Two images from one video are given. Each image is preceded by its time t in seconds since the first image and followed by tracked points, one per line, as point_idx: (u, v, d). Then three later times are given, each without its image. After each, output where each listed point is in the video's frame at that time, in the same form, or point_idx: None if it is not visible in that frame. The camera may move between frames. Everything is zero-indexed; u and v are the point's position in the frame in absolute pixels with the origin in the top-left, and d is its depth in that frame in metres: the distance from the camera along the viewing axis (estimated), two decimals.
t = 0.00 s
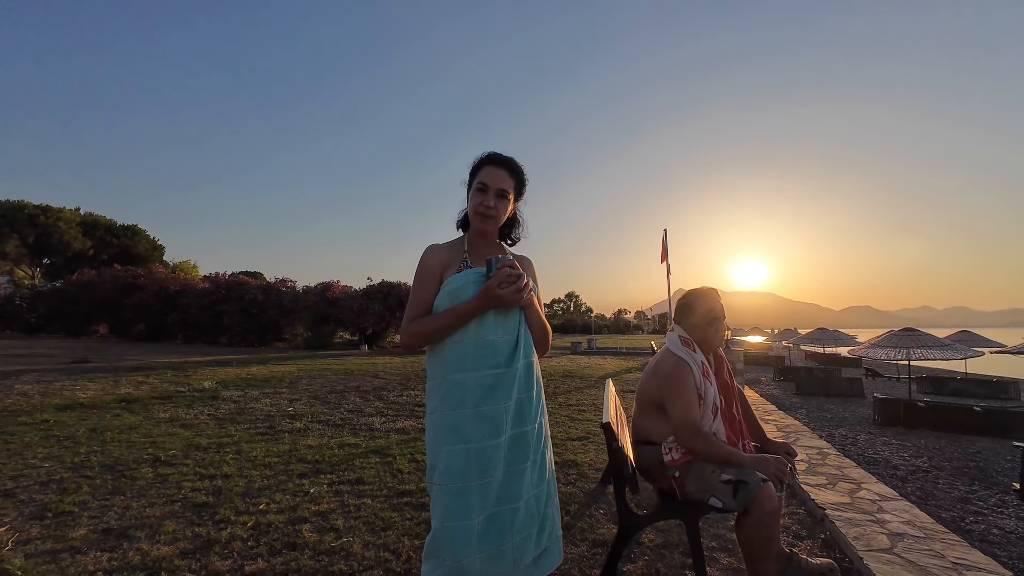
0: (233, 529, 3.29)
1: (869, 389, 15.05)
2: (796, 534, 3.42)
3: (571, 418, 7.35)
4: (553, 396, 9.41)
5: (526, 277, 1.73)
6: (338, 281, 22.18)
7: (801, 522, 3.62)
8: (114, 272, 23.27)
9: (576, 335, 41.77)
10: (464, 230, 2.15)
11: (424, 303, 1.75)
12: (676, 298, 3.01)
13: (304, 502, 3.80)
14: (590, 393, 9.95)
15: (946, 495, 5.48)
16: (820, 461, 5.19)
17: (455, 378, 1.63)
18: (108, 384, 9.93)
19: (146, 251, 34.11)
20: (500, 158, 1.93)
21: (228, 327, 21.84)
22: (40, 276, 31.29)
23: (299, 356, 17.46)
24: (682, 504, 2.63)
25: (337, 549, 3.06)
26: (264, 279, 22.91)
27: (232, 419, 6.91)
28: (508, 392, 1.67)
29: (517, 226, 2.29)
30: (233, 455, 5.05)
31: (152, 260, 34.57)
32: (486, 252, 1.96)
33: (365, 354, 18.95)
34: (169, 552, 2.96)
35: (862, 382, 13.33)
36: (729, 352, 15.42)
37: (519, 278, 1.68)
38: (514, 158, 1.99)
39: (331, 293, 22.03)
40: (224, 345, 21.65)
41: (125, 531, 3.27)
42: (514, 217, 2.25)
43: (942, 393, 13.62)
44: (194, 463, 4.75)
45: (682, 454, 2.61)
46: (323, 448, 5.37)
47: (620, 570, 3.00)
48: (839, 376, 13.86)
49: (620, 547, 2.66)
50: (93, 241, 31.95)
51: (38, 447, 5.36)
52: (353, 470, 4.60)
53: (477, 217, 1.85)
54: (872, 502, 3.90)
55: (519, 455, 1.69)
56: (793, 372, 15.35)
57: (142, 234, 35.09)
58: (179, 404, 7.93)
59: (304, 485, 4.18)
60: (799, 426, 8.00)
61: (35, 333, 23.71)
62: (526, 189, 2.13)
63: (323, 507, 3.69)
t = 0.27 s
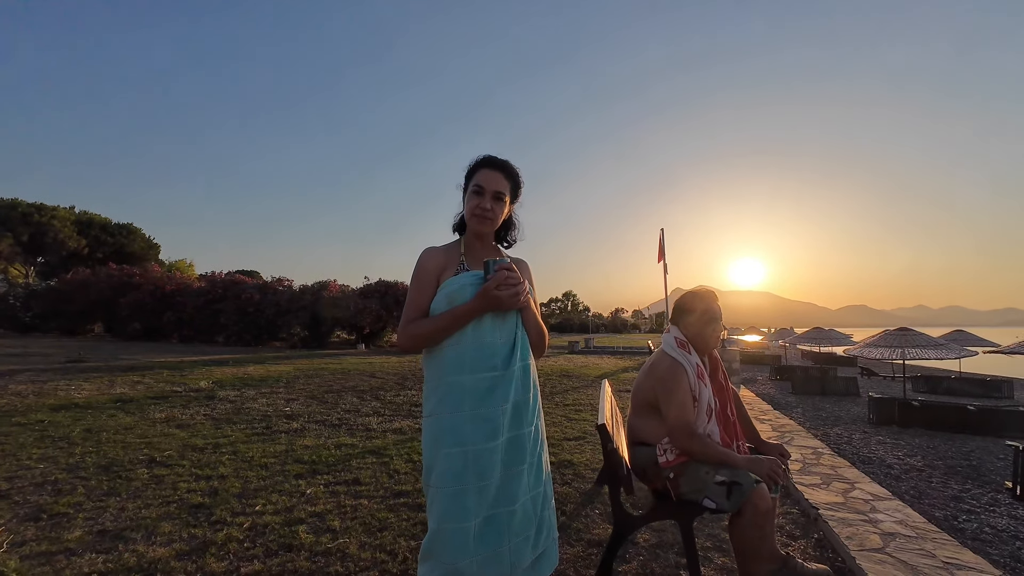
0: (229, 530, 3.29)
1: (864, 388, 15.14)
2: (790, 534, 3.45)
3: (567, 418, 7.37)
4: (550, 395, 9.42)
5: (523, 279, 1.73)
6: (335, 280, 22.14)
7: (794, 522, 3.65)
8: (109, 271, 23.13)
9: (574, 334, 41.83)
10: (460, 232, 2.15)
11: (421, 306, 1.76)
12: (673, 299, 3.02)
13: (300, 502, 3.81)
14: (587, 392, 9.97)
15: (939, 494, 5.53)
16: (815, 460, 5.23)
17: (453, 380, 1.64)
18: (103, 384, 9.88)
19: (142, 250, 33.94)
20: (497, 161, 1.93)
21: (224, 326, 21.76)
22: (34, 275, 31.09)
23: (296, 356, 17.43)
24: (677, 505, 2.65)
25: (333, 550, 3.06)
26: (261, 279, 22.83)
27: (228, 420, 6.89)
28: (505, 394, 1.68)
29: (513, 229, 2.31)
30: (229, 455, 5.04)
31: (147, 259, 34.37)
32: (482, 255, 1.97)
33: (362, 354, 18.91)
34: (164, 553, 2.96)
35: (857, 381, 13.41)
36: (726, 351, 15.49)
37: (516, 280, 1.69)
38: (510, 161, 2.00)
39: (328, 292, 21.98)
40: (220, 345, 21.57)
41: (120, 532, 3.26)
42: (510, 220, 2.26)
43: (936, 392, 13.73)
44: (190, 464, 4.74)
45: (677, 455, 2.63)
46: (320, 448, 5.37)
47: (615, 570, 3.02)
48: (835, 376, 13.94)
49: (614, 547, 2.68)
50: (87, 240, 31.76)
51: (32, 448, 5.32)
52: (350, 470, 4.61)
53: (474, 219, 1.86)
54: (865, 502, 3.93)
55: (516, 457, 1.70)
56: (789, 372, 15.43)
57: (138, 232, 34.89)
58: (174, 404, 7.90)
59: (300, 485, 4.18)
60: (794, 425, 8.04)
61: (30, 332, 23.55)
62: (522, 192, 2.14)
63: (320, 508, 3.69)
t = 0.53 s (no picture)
0: (225, 531, 3.29)
1: (859, 388, 15.22)
2: (784, 533, 3.48)
3: (564, 417, 7.39)
4: (547, 395, 9.45)
5: (518, 282, 1.74)
6: (332, 279, 22.10)
7: (788, 521, 3.68)
8: (104, 270, 23.03)
9: (571, 334, 41.91)
10: (456, 234, 2.16)
11: (417, 308, 1.77)
12: (670, 301, 3.04)
13: (296, 503, 3.81)
14: (583, 392, 10.01)
15: (933, 493, 5.57)
16: (809, 460, 5.26)
17: (448, 383, 1.64)
18: (98, 384, 9.84)
19: (138, 249, 33.78)
20: (493, 164, 1.94)
21: (220, 325, 21.69)
22: (29, 273, 30.91)
23: (293, 355, 17.39)
24: (671, 505, 2.66)
25: (329, 551, 3.07)
26: (257, 278, 22.76)
27: (224, 420, 6.88)
28: (500, 397, 1.69)
29: (509, 231, 2.31)
30: (225, 456, 5.03)
31: (143, 258, 34.23)
32: (478, 257, 1.97)
33: (359, 353, 18.90)
34: (159, 554, 2.96)
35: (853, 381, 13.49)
36: (722, 351, 15.56)
37: (511, 283, 1.70)
38: (506, 163, 2.00)
39: (324, 291, 21.94)
40: (217, 344, 21.50)
41: (115, 534, 3.26)
42: (506, 222, 2.26)
43: (931, 392, 13.81)
44: (185, 465, 4.73)
45: (671, 455, 2.65)
46: (316, 448, 5.37)
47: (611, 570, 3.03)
48: (830, 375, 14.01)
49: (609, 547, 2.69)
50: (82, 238, 31.58)
51: (27, 448, 5.30)
52: (346, 471, 4.61)
53: (470, 221, 1.86)
54: (859, 501, 3.96)
55: (510, 459, 1.71)
56: (785, 371, 15.50)
57: (133, 231, 34.73)
58: (170, 404, 7.88)
59: (297, 486, 4.18)
60: (790, 425, 8.09)
61: (24, 331, 23.42)
62: (518, 194, 2.15)
63: (316, 509, 3.69)
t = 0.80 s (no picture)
0: (219, 528, 3.27)
1: (855, 386, 15.30)
2: (779, 529, 3.49)
3: (561, 415, 7.40)
4: (544, 393, 9.45)
5: (513, 277, 1.73)
6: (329, 278, 22.05)
7: (783, 518, 3.70)
8: (99, 268, 22.90)
9: (568, 333, 41.96)
10: (451, 229, 2.15)
11: (410, 302, 1.76)
12: (666, 298, 3.04)
13: (291, 501, 3.79)
14: (580, 390, 10.02)
15: (927, 490, 5.60)
16: (804, 457, 5.28)
17: (442, 377, 1.63)
18: (92, 383, 9.78)
19: (133, 247, 33.59)
20: (488, 158, 1.93)
21: (217, 324, 21.62)
22: (23, 272, 30.72)
23: (290, 354, 17.34)
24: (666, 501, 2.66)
25: (324, 548, 3.05)
26: (254, 276, 22.68)
27: (220, 418, 6.85)
28: (494, 392, 1.68)
29: (504, 226, 2.30)
30: (220, 454, 5.01)
31: (139, 256, 34.07)
32: (473, 251, 1.97)
33: (356, 352, 18.85)
34: (152, 552, 2.94)
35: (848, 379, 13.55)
36: (719, 349, 15.60)
37: (505, 277, 1.69)
38: (501, 158, 1.99)
39: (321, 290, 21.88)
40: (213, 343, 21.42)
41: (109, 531, 3.24)
42: (501, 217, 2.25)
43: (926, 390, 13.89)
44: (180, 463, 4.70)
45: (665, 451, 2.65)
46: (312, 446, 5.35)
47: (606, 567, 3.03)
48: (826, 373, 14.07)
49: (604, 544, 2.68)
50: (77, 237, 31.38)
51: (20, 447, 5.26)
52: (342, 469, 4.59)
53: (465, 216, 1.85)
54: (853, 498, 3.98)
55: (505, 454, 1.70)
56: (781, 370, 15.56)
57: (129, 229, 34.53)
58: (165, 403, 7.84)
59: (292, 484, 4.16)
60: (786, 423, 8.12)
61: (18, 330, 23.28)
62: (513, 189, 2.14)
63: (310, 506, 3.68)
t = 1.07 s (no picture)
0: (215, 527, 3.26)
1: (851, 385, 15.36)
2: (774, 526, 3.50)
3: (558, 413, 7.41)
4: (541, 392, 9.46)
5: (510, 273, 1.73)
6: (326, 276, 22.00)
7: (779, 515, 3.71)
8: (95, 266, 22.77)
9: (566, 331, 42.03)
10: (448, 225, 2.14)
11: (407, 298, 1.75)
12: (663, 296, 3.04)
13: (287, 499, 3.78)
14: (577, 389, 10.04)
15: (922, 488, 5.63)
16: (800, 455, 5.30)
17: (438, 374, 1.63)
18: (88, 381, 9.73)
19: (129, 246, 33.43)
20: (486, 154, 1.93)
21: (213, 323, 21.55)
22: (18, 270, 30.54)
23: (287, 353, 17.29)
24: (662, 498, 2.66)
25: (320, 546, 3.05)
26: (250, 275, 22.60)
27: (216, 416, 6.83)
28: (491, 389, 1.68)
29: (502, 223, 2.29)
30: (216, 452, 4.99)
31: (135, 255, 33.93)
32: (471, 248, 1.96)
33: (354, 351, 18.83)
34: (148, 550, 2.93)
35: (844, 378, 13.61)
36: (716, 348, 15.64)
37: (503, 273, 1.68)
38: (499, 154, 1.99)
39: (319, 289, 21.83)
40: (210, 341, 21.34)
41: (104, 530, 3.22)
42: (499, 214, 2.25)
43: (921, 388, 13.96)
44: (176, 461, 4.69)
45: (662, 448, 2.65)
46: (308, 445, 5.34)
47: (603, 565, 3.03)
48: (823, 372, 14.13)
49: (601, 541, 2.69)
50: (73, 234, 31.19)
51: (13, 445, 5.23)
52: (339, 467, 4.58)
53: (463, 211, 1.85)
54: (849, 495, 3.99)
55: (501, 450, 1.70)
56: (778, 368, 15.60)
57: (124, 227, 34.32)
58: (161, 401, 7.81)
59: (289, 482, 4.15)
60: (782, 421, 8.15)
61: (13, 328, 23.13)
62: (510, 186, 2.13)
63: (307, 504, 3.67)
